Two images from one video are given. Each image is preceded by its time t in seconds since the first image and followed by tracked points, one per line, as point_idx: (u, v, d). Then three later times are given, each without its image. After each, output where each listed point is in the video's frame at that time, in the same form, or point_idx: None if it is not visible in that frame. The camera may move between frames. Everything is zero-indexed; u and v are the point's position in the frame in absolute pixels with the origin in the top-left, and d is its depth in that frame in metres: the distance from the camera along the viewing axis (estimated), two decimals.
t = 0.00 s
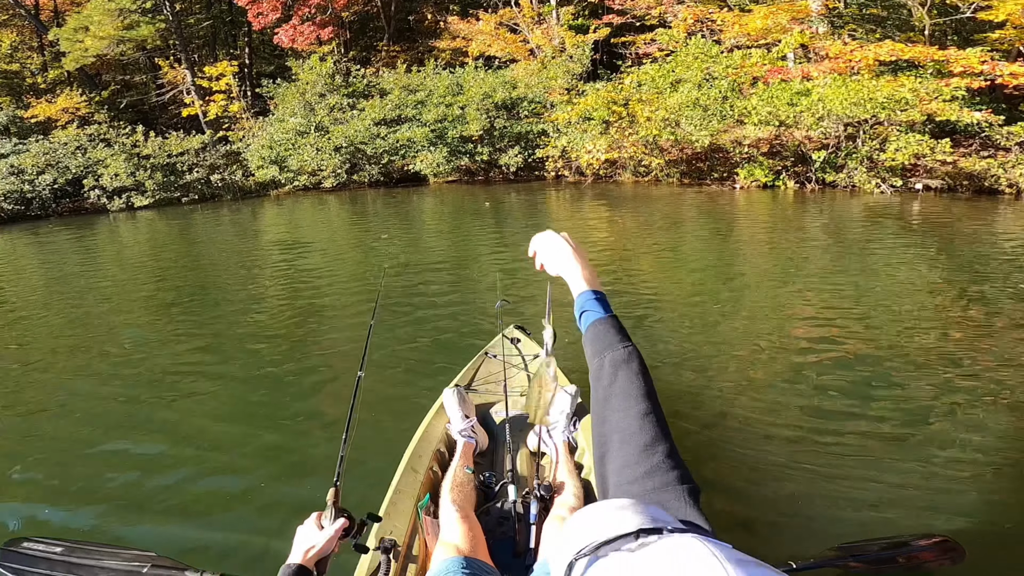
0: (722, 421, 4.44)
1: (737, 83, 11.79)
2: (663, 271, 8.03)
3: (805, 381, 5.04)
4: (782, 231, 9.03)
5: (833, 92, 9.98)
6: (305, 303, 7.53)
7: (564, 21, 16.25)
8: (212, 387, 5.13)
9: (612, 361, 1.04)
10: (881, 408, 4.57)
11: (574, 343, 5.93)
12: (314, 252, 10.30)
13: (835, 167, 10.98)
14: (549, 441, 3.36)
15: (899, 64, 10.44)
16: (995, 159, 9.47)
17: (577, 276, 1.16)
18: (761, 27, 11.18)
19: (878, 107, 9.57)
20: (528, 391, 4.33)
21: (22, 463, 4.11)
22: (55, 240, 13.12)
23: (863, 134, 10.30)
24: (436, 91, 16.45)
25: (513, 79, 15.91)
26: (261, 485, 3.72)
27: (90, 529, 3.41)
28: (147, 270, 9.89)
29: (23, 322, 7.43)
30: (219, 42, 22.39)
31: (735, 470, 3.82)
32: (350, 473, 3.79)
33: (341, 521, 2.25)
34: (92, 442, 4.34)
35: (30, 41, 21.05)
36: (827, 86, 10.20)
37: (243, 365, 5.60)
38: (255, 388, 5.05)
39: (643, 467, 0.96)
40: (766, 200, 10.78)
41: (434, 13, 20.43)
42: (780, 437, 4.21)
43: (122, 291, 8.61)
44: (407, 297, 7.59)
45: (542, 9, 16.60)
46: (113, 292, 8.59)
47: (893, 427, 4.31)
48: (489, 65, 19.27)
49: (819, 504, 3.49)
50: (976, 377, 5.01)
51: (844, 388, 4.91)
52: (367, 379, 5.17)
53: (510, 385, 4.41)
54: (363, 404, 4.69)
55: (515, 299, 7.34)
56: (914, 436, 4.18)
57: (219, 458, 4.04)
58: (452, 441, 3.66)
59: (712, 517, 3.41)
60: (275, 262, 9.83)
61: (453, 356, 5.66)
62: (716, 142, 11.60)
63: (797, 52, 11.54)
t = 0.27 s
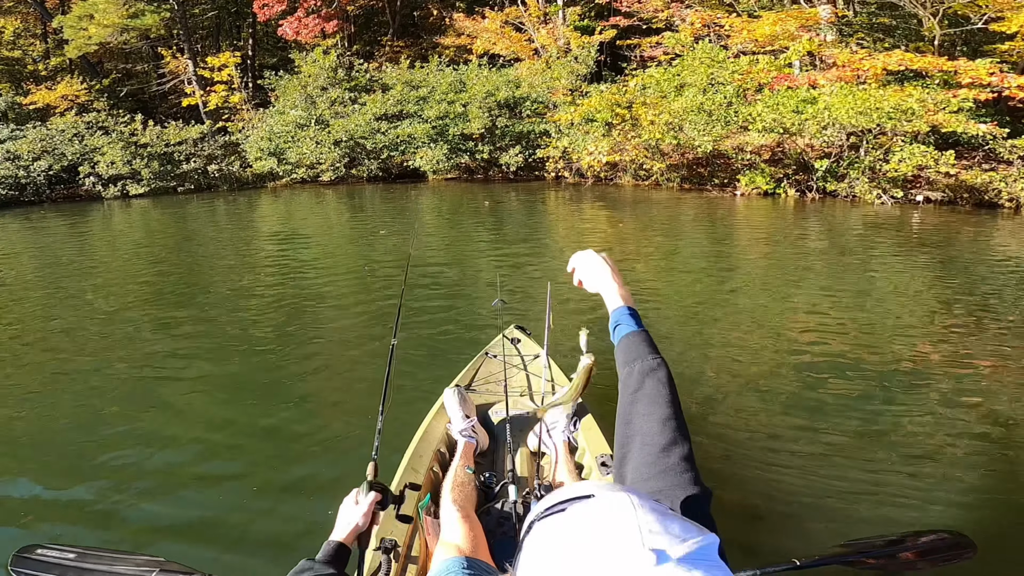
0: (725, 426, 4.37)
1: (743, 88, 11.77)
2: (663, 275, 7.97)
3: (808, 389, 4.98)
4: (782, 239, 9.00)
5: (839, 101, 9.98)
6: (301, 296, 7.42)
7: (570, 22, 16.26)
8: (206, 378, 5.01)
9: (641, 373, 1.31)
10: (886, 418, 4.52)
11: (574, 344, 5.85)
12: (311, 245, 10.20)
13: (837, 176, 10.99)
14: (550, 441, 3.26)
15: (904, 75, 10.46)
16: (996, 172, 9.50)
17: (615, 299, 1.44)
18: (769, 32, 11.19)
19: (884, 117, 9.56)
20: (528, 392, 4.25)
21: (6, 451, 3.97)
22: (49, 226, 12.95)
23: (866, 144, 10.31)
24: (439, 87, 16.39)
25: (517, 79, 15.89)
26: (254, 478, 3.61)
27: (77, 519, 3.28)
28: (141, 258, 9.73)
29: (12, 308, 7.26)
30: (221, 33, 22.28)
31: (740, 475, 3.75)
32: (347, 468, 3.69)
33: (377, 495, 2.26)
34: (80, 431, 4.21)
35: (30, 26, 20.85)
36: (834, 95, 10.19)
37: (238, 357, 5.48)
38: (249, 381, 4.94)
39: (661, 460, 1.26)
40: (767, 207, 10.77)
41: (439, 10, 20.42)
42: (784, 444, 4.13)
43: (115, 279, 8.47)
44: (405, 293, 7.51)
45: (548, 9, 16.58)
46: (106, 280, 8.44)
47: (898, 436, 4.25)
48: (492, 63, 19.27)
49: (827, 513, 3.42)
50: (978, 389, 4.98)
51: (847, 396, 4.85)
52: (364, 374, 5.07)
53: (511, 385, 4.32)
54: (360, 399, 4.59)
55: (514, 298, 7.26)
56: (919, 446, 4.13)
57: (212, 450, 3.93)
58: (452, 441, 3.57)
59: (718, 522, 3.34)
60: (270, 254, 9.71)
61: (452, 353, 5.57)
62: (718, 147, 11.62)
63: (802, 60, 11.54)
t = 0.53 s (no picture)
0: (726, 426, 4.34)
1: (745, 88, 11.74)
2: (664, 275, 7.95)
3: (809, 388, 4.95)
4: (783, 238, 8.98)
5: (841, 101, 9.94)
6: (300, 296, 7.38)
7: (570, 21, 16.23)
8: (204, 379, 4.98)
9: (657, 379, 1.30)
10: (888, 417, 4.50)
11: (575, 344, 5.82)
12: (310, 244, 10.16)
13: (838, 176, 10.98)
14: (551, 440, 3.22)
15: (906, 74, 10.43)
16: (999, 171, 9.47)
17: (637, 307, 1.43)
18: (771, 31, 11.16)
19: (888, 117, 9.53)
20: (528, 392, 4.21)
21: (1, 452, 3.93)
22: (47, 226, 12.88)
23: (868, 144, 10.28)
24: (439, 86, 16.33)
25: (517, 78, 15.84)
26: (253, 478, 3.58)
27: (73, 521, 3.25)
28: (138, 258, 9.68)
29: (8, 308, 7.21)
30: (219, 31, 22.21)
31: (742, 474, 3.72)
32: (346, 468, 3.66)
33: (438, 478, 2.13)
34: (77, 432, 4.17)
35: (27, 25, 20.76)
36: (836, 94, 10.16)
37: (236, 357, 5.44)
38: (247, 381, 4.90)
39: (667, 464, 1.22)
40: (768, 207, 10.74)
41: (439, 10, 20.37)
42: (786, 443, 4.11)
43: (112, 279, 8.42)
44: (404, 292, 7.47)
45: (548, 8, 16.53)
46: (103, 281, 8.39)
47: (900, 435, 4.23)
48: (492, 62, 19.23)
49: (830, 512, 3.39)
50: (981, 388, 4.94)
51: (849, 396, 4.83)
52: (363, 374, 5.03)
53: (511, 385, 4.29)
54: (359, 399, 4.56)
55: (514, 298, 7.23)
56: (922, 445, 4.11)
57: (210, 450, 3.90)
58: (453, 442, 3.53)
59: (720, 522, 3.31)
60: (269, 254, 9.67)
61: (451, 353, 5.55)
62: (720, 147, 11.60)
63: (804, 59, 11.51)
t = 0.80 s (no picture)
0: (727, 423, 4.32)
1: (744, 84, 11.70)
2: (663, 272, 7.93)
3: (810, 385, 4.93)
4: (783, 235, 8.96)
5: (841, 96, 9.92)
6: (298, 298, 7.36)
7: (567, 19, 16.18)
8: (201, 382, 4.96)
9: (667, 389, 1.25)
10: (889, 413, 4.47)
11: (575, 342, 5.80)
12: (308, 247, 10.13)
13: (839, 172, 10.95)
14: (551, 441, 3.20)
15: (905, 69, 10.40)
16: (1001, 166, 9.43)
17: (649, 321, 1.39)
18: (769, 27, 11.14)
19: (888, 112, 9.49)
20: (528, 392, 4.19)
21: None
22: (44, 231, 12.84)
23: (868, 139, 10.25)
24: (436, 86, 16.28)
25: (514, 77, 15.79)
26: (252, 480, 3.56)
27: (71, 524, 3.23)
28: (136, 262, 9.65)
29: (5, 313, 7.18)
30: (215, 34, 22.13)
31: (743, 471, 3.70)
32: (345, 469, 3.64)
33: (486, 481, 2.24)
34: (75, 436, 4.15)
35: (22, 30, 20.67)
36: (836, 89, 10.13)
37: (234, 360, 5.42)
38: (246, 384, 4.88)
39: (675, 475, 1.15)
40: (769, 204, 10.71)
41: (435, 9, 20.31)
42: (788, 439, 4.09)
43: (110, 284, 8.39)
44: (403, 293, 7.44)
45: (545, 6, 16.47)
46: (101, 285, 8.36)
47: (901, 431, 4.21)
48: (489, 62, 19.18)
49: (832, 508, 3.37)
50: (982, 383, 4.93)
51: (850, 392, 4.81)
52: (362, 376, 5.01)
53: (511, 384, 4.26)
54: (358, 400, 4.53)
55: (512, 298, 7.21)
56: (923, 441, 4.09)
57: (209, 452, 3.88)
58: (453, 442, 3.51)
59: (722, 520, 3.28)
60: (268, 256, 9.63)
61: (450, 354, 5.52)
62: (719, 144, 11.58)
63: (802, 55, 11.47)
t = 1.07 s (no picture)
0: (730, 423, 4.28)
1: (742, 85, 11.68)
2: (663, 273, 7.90)
3: (811, 384, 4.91)
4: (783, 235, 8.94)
5: (841, 96, 9.90)
6: (295, 300, 7.30)
7: (565, 19, 16.15)
8: (198, 385, 4.90)
9: (676, 392, 1.21)
10: (892, 412, 4.45)
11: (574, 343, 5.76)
12: (304, 248, 10.06)
13: (837, 171, 10.94)
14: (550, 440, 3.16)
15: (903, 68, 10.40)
16: (1000, 165, 9.44)
17: (653, 327, 1.36)
18: (768, 27, 11.12)
19: (888, 112, 9.48)
20: (529, 392, 4.15)
21: None
22: (38, 233, 12.72)
23: (867, 138, 10.24)
24: (433, 87, 16.22)
25: (512, 77, 15.74)
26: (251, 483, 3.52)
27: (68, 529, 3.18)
28: (131, 265, 9.56)
29: None
30: (210, 35, 22.01)
31: (747, 471, 3.67)
32: (344, 472, 3.59)
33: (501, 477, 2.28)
34: (70, 441, 4.09)
35: (14, 31, 20.51)
36: (835, 89, 10.11)
37: (231, 362, 5.37)
38: (243, 386, 4.83)
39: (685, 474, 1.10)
40: (768, 204, 10.70)
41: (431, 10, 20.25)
42: (791, 439, 4.06)
43: (105, 286, 8.30)
44: (401, 295, 7.40)
45: (542, 6, 16.43)
46: (96, 288, 8.28)
47: (904, 430, 4.19)
48: (486, 62, 19.14)
49: (837, 507, 3.34)
50: (984, 382, 4.90)
51: (852, 391, 4.78)
52: (360, 377, 4.96)
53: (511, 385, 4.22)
54: (357, 402, 4.49)
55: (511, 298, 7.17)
56: (927, 439, 4.07)
57: (206, 455, 3.83)
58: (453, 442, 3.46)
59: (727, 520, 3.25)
60: (264, 258, 9.56)
61: (450, 354, 5.48)
62: (718, 144, 11.56)
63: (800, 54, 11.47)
